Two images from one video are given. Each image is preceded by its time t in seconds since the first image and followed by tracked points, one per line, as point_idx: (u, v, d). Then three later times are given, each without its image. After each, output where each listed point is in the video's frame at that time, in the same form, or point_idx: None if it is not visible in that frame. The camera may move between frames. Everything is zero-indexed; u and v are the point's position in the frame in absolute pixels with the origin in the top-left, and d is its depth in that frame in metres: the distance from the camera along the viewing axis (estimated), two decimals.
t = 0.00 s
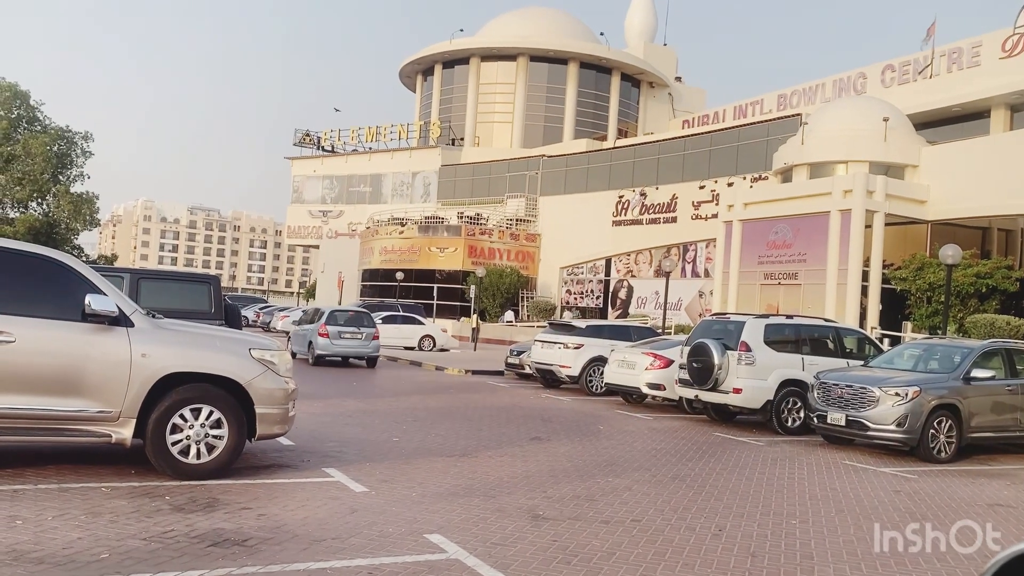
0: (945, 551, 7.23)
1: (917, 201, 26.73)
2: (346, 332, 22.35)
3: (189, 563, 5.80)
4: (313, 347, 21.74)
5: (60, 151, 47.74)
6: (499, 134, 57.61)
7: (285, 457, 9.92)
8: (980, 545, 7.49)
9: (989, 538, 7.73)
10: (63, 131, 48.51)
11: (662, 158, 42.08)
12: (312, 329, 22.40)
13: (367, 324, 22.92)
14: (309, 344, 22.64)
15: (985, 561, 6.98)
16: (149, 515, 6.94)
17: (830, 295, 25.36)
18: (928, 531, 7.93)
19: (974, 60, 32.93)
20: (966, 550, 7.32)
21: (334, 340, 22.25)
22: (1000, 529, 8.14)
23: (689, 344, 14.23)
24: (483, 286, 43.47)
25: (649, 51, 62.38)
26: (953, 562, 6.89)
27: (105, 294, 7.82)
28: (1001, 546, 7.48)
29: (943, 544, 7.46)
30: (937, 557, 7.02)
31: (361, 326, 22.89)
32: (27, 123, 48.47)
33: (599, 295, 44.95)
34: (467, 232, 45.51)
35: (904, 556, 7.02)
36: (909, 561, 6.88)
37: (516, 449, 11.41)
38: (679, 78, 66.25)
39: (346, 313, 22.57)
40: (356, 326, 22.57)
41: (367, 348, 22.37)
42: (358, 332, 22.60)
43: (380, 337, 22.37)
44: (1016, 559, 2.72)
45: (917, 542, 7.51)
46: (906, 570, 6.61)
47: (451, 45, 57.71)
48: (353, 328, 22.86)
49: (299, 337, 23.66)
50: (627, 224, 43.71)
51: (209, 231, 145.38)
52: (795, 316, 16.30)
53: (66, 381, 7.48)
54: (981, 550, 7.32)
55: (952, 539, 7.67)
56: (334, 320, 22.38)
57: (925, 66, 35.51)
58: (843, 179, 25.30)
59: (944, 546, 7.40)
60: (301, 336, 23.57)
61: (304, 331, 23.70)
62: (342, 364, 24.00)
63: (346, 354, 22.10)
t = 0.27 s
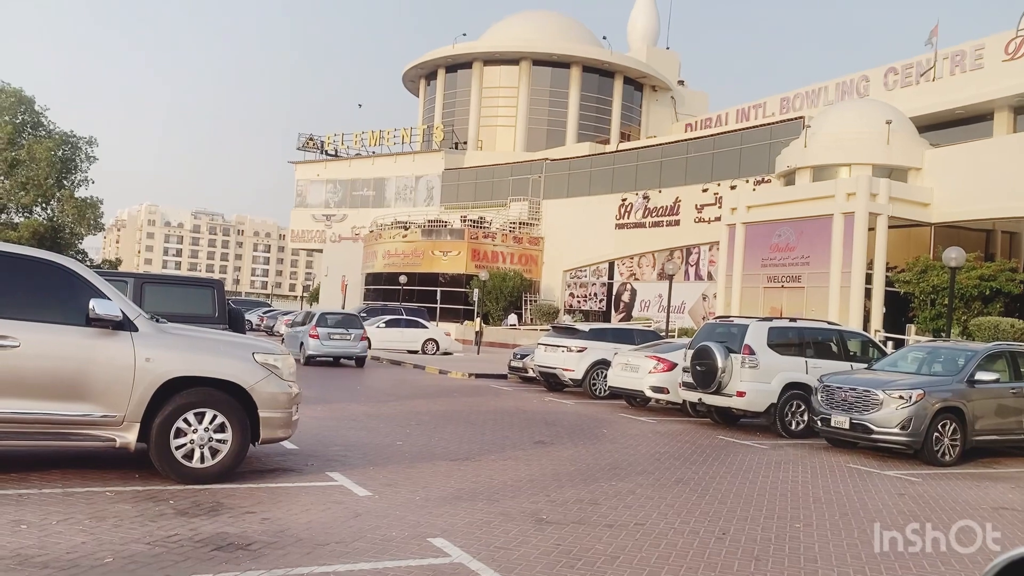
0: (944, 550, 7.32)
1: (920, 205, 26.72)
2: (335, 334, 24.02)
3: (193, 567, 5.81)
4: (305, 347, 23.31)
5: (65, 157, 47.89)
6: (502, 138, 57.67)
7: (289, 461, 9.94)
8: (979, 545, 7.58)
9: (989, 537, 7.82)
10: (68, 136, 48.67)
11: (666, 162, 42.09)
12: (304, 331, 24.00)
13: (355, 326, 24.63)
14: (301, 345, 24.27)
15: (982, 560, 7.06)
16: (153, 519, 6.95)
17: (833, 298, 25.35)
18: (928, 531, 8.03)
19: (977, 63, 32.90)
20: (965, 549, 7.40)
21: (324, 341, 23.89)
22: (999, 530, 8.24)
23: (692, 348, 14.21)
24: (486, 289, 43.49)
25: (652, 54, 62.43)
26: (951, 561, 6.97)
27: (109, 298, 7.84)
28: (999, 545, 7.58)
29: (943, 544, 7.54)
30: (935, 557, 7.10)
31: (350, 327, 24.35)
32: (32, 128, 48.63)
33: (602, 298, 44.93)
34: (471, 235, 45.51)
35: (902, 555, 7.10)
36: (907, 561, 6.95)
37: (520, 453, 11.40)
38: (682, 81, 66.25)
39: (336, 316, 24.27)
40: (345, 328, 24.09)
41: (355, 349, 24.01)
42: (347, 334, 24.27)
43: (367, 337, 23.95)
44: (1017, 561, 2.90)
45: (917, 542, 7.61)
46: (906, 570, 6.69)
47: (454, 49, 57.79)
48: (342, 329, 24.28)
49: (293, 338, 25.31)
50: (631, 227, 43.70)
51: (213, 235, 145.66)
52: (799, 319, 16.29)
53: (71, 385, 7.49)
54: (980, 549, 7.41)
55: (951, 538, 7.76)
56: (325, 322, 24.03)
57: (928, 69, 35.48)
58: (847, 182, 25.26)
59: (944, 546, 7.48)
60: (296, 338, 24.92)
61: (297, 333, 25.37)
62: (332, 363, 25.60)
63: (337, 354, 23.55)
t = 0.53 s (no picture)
0: (943, 550, 7.47)
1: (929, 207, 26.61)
2: (330, 337, 24.90)
3: (202, 572, 5.81)
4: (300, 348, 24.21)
5: (74, 162, 48.06)
6: (509, 142, 57.71)
7: (297, 466, 9.94)
8: (979, 545, 7.73)
9: (989, 537, 7.98)
10: (77, 142, 48.84)
11: (673, 165, 42.06)
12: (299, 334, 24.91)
13: (349, 330, 25.55)
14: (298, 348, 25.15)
15: (982, 559, 7.21)
16: (162, 524, 6.95)
17: (842, 301, 25.25)
18: (928, 531, 8.19)
19: (986, 66, 32.79)
20: (965, 549, 7.55)
21: (319, 343, 24.79)
22: (999, 530, 8.40)
23: (700, 352, 14.17)
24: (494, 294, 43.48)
25: (658, 58, 62.43)
26: (950, 561, 7.12)
27: (118, 304, 7.85)
28: (999, 545, 7.73)
29: (943, 544, 7.70)
30: (935, 557, 7.25)
31: (344, 331, 25.24)
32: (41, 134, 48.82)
33: (610, 302, 44.84)
34: (478, 239, 45.49)
35: (901, 555, 7.26)
36: (907, 560, 7.10)
37: (528, 458, 11.39)
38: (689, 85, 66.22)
39: (331, 320, 25.19)
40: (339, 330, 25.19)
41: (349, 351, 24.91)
42: (341, 337, 25.16)
43: (361, 339, 24.87)
44: None
45: (917, 542, 7.76)
46: (907, 569, 6.83)
47: (461, 54, 57.83)
48: (336, 332, 25.16)
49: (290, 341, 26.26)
50: (638, 231, 43.63)
51: (222, 240, 146.10)
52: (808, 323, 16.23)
53: (80, 391, 7.51)
54: (983, 550, 7.50)
55: (952, 538, 7.92)
56: (320, 326, 24.94)
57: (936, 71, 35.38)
58: (855, 185, 25.16)
59: (944, 546, 7.63)
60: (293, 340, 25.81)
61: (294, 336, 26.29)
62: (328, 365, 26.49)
63: (332, 356, 24.44)
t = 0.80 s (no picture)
0: (943, 550, 7.64)
1: (943, 210, 26.48)
2: (330, 339, 25.75)
3: None
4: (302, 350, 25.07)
5: (87, 169, 48.38)
6: (519, 147, 57.77)
7: (309, 471, 9.96)
8: (979, 544, 7.90)
9: (988, 537, 8.15)
10: (90, 149, 49.19)
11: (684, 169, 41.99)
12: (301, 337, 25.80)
13: (349, 332, 26.43)
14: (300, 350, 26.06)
15: (983, 558, 7.36)
16: (175, 529, 6.97)
17: (855, 305, 25.13)
18: (928, 531, 8.36)
19: (999, 68, 32.58)
20: (965, 548, 7.71)
21: (320, 346, 25.67)
22: (998, 529, 8.58)
23: (712, 356, 14.12)
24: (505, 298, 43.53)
25: (669, 62, 62.36)
26: (949, 560, 7.28)
27: (131, 310, 7.90)
28: (998, 544, 7.91)
29: (943, 544, 7.86)
30: (941, 558, 7.33)
31: (344, 334, 26.10)
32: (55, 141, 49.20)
33: (621, 306, 44.81)
34: (489, 244, 45.52)
35: (902, 555, 7.41)
36: (908, 559, 7.26)
37: (540, 463, 11.37)
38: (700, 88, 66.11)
39: (332, 325, 26.07)
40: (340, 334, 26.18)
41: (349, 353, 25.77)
42: (341, 339, 26.03)
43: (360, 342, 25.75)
44: None
45: (917, 542, 7.92)
46: (910, 568, 6.97)
47: (471, 59, 57.94)
48: (336, 335, 26.03)
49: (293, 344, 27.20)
50: (649, 235, 43.53)
51: (234, 246, 146.79)
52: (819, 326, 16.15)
53: (93, 396, 7.54)
54: (981, 549, 7.69)
55: (952, 538, 8.09)
56: (321, 330, 25.83)
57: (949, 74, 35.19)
58: (867, 189, 25.05)
59: (944, 546, 7.79)
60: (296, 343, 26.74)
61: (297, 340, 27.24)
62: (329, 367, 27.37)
63: (332, 358, 25.29)
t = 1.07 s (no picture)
0: (942, 549, 7.76)
1: (961, 213, 26.24)
2: (337, 343, 26.65)
3: None
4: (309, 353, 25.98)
5: (106, 175, 48.79)
6: (534, 151, 57.80)
7: (325, 475, 9.98)
8: (978, 544, 8.04)
9: (987, 537, 8.29)
10: (109, 155, 49.60)
11: (699, 173, 41.88)
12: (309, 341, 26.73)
13: (355, 336, 27.34)
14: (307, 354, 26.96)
15: (982, 558, 7.49)
16: (193, 533, 7.00)
17: (873, 309, 24.97)
18: (928, 531, 8.50)
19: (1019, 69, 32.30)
20: (965, 548, 7.84)
21: (327, 349, 26.56)
22: (998, 529, 8.71)
23: (729, 360, 14.04)
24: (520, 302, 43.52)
25: (684, 65, 62.27)
26: (949, 559, 7.41)
27: (149, 315, 7.94)
28: (998, 544, 8.05)
29: (943, 544, 7.99)
30: (938, 558, 7.48)
31: (350, 337, 27.01)
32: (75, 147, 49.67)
33: (637, 310, 44.63)
34: (504, 248, 45.50)
35: (903, 554, 7.54)
36: (907, 559, 7.38)
37: (557, 468, 11.34)
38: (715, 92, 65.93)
39: (338, 329, 26.99)
40: (347, 337, 27.24)
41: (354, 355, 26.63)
42: (347, 343, 26.92)
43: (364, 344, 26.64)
44: None
45: (917, 542, 8.04)
46: (911, 568, 7.08)
47: (486, 64, 58.05)
48: (343, 339, 26.93)
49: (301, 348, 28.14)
50: (665, 239, 43.37)
51: (251, 251, 147.64)
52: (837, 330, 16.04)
53: (112, 401, 7.59)
54: (980, 549, 7.84)
55: (951, 538, 8.22)
56: (328, 333, 26.75)
57: (967, 76, 34.94)
58: (885, 191, 24.88)
59: (944, 546, 7.92)
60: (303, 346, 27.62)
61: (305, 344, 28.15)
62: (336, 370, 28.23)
63: (339, 360, 26.15)
